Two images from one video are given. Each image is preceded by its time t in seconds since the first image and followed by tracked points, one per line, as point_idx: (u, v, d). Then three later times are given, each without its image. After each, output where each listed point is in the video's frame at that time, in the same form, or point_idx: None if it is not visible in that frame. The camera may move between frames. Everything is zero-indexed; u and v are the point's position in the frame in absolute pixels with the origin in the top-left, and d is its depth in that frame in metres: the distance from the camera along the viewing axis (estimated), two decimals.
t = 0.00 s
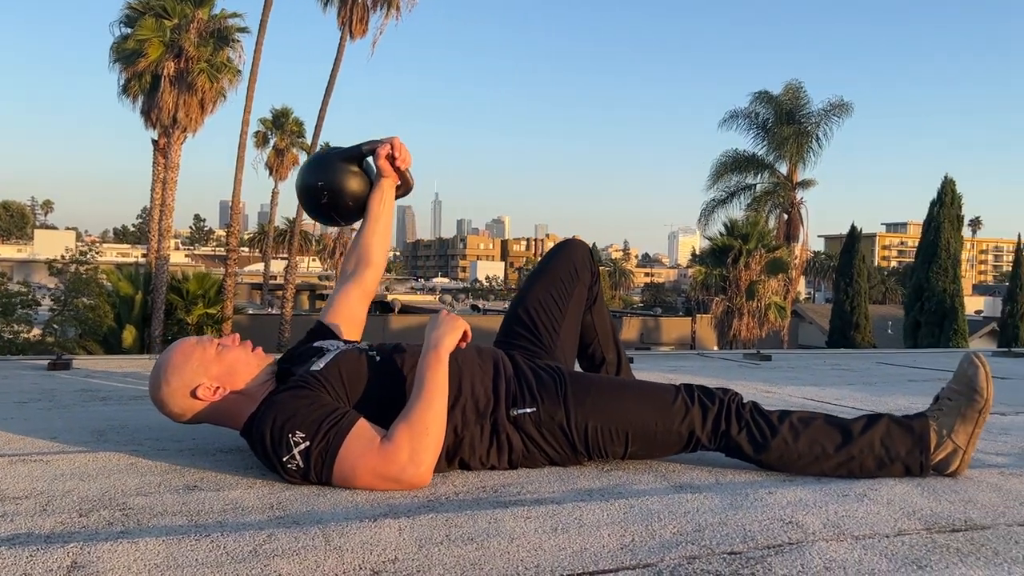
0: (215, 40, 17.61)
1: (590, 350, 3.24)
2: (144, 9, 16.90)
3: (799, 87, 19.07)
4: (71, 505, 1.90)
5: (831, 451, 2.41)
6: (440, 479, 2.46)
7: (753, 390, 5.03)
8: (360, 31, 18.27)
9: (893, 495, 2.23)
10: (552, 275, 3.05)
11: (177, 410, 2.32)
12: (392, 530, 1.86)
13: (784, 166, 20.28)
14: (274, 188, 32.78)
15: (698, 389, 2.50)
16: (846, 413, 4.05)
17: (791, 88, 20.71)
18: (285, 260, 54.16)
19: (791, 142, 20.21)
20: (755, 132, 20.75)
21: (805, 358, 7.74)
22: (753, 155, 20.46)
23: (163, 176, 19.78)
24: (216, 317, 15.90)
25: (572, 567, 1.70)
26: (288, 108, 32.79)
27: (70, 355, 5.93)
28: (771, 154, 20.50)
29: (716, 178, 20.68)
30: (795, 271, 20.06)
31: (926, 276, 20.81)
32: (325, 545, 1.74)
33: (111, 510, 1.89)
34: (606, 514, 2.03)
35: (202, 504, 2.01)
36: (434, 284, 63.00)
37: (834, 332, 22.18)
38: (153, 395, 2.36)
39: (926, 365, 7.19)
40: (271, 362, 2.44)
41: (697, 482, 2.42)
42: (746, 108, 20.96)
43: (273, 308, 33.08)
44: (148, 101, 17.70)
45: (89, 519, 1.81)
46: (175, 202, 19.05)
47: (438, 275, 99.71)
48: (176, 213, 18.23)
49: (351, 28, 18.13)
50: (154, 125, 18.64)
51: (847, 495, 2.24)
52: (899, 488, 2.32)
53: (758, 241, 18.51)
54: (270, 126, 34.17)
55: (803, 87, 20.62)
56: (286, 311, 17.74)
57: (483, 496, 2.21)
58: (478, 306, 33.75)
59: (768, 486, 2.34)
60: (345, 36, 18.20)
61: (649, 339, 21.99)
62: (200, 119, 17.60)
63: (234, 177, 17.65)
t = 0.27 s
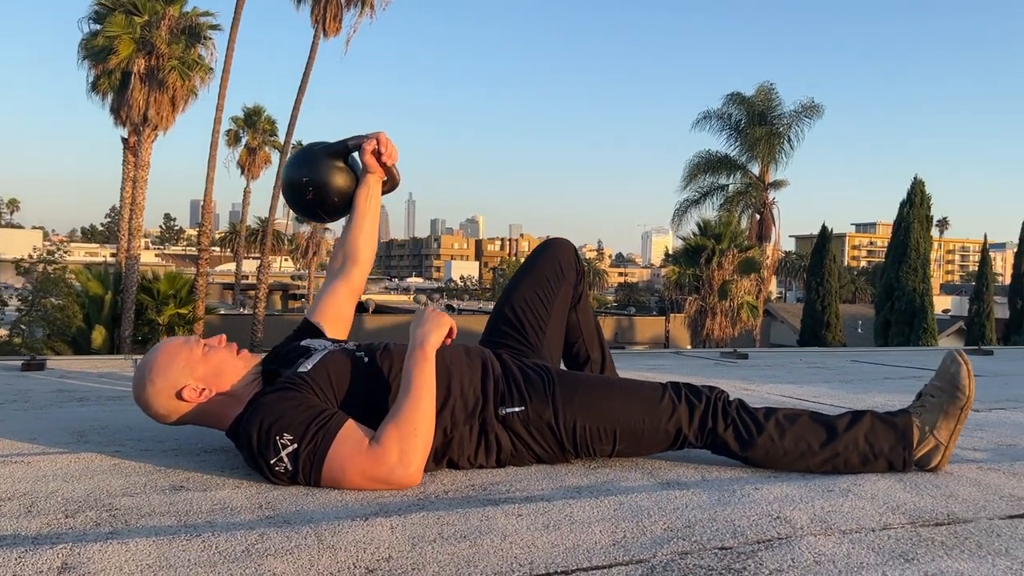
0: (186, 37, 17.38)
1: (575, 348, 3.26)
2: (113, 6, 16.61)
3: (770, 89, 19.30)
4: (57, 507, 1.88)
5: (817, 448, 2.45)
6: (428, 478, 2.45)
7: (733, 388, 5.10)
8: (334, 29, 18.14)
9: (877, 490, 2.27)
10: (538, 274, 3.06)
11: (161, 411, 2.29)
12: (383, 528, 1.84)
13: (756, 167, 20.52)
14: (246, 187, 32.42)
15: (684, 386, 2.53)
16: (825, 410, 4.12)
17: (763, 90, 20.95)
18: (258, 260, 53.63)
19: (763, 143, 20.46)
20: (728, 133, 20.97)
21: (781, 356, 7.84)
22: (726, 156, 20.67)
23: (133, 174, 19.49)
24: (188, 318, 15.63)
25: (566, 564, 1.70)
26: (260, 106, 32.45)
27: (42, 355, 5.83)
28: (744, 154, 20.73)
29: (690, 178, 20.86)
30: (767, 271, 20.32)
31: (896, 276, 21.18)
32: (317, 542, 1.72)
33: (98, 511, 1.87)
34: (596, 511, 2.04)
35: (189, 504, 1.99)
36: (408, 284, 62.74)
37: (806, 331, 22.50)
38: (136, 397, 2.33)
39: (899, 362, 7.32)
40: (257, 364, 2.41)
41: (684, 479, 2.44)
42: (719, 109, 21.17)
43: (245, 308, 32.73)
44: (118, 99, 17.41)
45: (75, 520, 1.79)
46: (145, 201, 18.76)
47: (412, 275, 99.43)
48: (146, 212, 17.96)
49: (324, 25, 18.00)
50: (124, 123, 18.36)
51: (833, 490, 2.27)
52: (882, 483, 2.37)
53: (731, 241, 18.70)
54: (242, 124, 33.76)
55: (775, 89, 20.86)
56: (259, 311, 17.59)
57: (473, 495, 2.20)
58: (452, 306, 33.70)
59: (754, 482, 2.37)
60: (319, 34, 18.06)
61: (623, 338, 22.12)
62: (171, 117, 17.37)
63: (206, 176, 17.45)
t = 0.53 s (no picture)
0: (163, 35, 17.21)
1: (563, 346, 3.30)
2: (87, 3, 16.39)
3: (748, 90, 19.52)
4: (50, 506, 1.88)
5: (801, 444, 2.50)
6: (419, 474, 2.47)
7: (715, 386, 5.17)
8: (312, 28, 18.04)
9: (860, 484, 2.33)
10: (526, 273, 3.09)
11: (153, 409, 2.29)
12: (378, 524, 1.84)
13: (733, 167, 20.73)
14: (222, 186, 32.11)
15: (671, 384, 2.56)
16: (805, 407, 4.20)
17: (740, 91, 21.16)
18: (235, 260, 53.13)
19: (740, 144, 20.68)
20: (705, 134, 21.16)
21: (760, 355, 7.95)
22: (703, 156, 20.85)
23: (108, 173, 19.24)
24: (164, 319, 15.36)
25: (561, 557, 1.72)
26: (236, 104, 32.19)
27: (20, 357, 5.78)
28: (721, 155, 20.93)
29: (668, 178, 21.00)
30: (744, 270, 20.52)
31: (871, 276, 21.49)
32: (314, 537, 1.72)
33: (92, 509, 1.87)
34: (588, 506, 2.06)
35: (183, 502, 1.99)
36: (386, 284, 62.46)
37: (783, 330, 22.76)
38: (129, 394, 2.33)
39: (874, 360, 7.46)
40: (248, 362, 2.41)
41: (672, 474, 2.48)
42: (697, 110, 21.35)
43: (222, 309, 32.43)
44: (92, 97, 17.17)
45: (69, 518, 1.79)
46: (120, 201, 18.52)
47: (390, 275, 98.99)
48: (121, 211, 17.74)
49: (302, 24, 17.89)
50: (99, 122, 18.13)
51: (817, 485, 2.32)
52: (865, 478, 2.42)
53: (709, 241, 18.87)
54: (218, 123, 33.43)
55: (751, 90, 21.09)
56: (237, 311, 17.45)
57: (465, 491, 2.22)
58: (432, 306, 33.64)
59: (741, 477, 2.42)
60: (296, 32, 17.96)
61: (602, 338, 22.24)
62: (147, 115, 17.18)
63: (182, 175, 17.28)
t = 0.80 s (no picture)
0: (145, 34, 17.10)
1: (553, 344, 3.34)
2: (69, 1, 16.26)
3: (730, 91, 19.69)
4: (51, 503, 1.91)
5: (786, 439, 2.56)
6: (412, 470, 2.50)
7: (700, 384, 5.25)
8: (296, 27, 18.00)
9: (844, 479, 2.39)
10: (517, 273, 3.13)
11: (151, 401, 2.31)
12: (375, 518, 1.86)
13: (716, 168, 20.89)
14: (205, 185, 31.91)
15: (660, 382, 2.62)
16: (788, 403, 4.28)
17: (723, 91, 21.32)
18: (217, 260, 52.77)
19: (722, 144, 20.83)
20: (689, 134, 21.31)
21: (743, 353, 8.06)
22: (686, 157, 21.00)
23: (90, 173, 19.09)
24: (147, 318, 14.99)
25: (556, 548, 1.74)
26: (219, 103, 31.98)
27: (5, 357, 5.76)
28: (704, 155, 21.09)
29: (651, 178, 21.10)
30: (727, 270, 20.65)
31: (853, 275, 21.73)
32: (312, 531, 1.74)
33: (92, 506, 1.90)
34: (580, 500, 2.10)
35: (181, 498, 2.01)
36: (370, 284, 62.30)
37: (765, 330, 22.98)
38: (127, 387, 2.35)
39: (856, 358, 7.58)
40: (247, 358, 2.44)
41: (661, 469, 2.54)
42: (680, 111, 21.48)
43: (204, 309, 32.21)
44: (74, 96, 17.03)
45: (69, 515, 1.81)
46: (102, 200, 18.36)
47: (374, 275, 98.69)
48: (103, 211, 17.58)
49: (286, 23, 17.85)
50: (80, 121, 17.97)
51: (801, 479, 2.39)
52: (848, 473, 2.49)
53: (692, 241, 18.99)
54: (200, 122, 33.21)
55: (734, 91, 21.26)
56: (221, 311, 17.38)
57: (459, 486, 2.25)
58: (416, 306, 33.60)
59: (727, 472, 2.47)
60: (280, 31, 17.91)
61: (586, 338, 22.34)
62: (129, 114, 17.05)
63: (165, 174, 17.17)
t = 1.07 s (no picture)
0: (134, 32, 17.02)
1: (548, 341, 3.40)
2: None
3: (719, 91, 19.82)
4: (60, 497, 1.94)
5: (777, 434, 2.62)
6: (412, 464, 2.55)
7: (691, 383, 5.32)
8: (285, 26, 17.97)
9: (834, 472, 2.46)
10: (512, 273, 3.18)
11: (156, 394, 2.35)
12: (381, 510, 1.90)
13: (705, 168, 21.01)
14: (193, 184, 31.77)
15: (655, 378, 2.67)
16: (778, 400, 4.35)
17: (711, 92, 21.46)
18: (205, 260, 52.49)
19: (711, 144, 20.97)
20: (677, 135, 21.43)
21: (733, 352, 8.14)
22: (675, 157, 21.12)
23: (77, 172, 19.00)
24: (135, 318, 14.79)
25: (557, 538, 1.78)
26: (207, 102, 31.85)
27: None
28: (693, 156, 21.21)
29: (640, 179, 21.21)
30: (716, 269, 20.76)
31: (841, 275, 21.90)
32: (320, 522, 1.78)
33: (101, 499, 1.93)
34: (580, 493, 2.15)
35: (188, 492, 2.05)
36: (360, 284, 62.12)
37: (754, 329, 23.13)
38: (134, 378, 2.39)
39: (845, 357, 7.68)
40: (251, 353, 2.47)
41: (656, 463, 2.59)
42: (669, 111, 21.59)
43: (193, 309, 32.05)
44: (61, 95, 16.93)
45: (81, 508, 1.85)
46: (90, 200, 18.24)
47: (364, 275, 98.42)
48: (91, 211, 17.47)
49: (275, 22, 17.82)
50: (67, 120, 17.86)
51: (793, 472, 2.45)
52: (839, 466, 2.55)
53: (681, 240, 19.06)
54: (188, 121, 33.06)
55: (722, 91, 21.39)
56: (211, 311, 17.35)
57: (460, 480, 2.30)
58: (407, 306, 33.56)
59: (720, 466, 2.53)
60: (269, 30, 17.88)
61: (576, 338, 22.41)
62: (118, 113, 16.96)
63: (153, 174, 17.09)
